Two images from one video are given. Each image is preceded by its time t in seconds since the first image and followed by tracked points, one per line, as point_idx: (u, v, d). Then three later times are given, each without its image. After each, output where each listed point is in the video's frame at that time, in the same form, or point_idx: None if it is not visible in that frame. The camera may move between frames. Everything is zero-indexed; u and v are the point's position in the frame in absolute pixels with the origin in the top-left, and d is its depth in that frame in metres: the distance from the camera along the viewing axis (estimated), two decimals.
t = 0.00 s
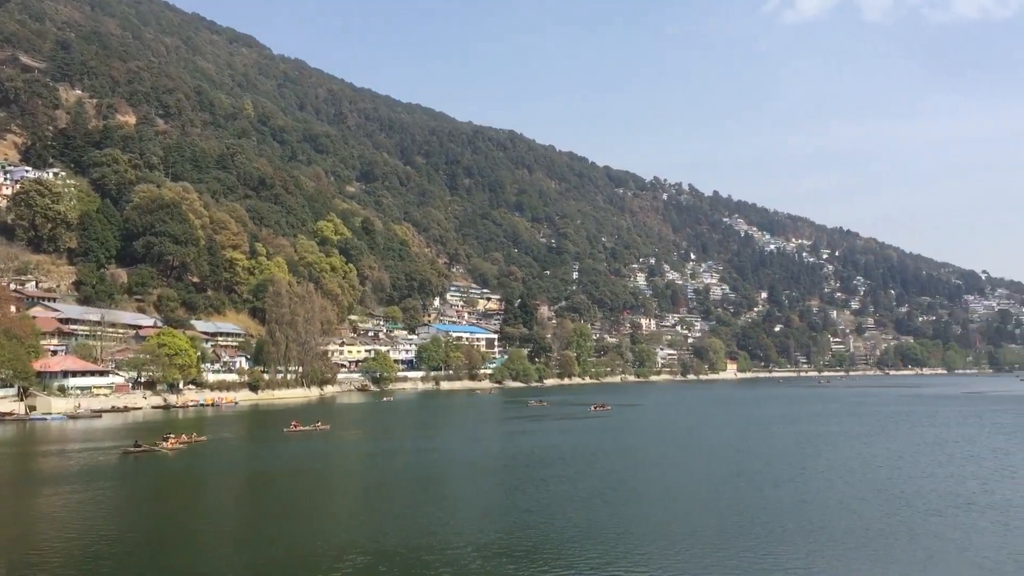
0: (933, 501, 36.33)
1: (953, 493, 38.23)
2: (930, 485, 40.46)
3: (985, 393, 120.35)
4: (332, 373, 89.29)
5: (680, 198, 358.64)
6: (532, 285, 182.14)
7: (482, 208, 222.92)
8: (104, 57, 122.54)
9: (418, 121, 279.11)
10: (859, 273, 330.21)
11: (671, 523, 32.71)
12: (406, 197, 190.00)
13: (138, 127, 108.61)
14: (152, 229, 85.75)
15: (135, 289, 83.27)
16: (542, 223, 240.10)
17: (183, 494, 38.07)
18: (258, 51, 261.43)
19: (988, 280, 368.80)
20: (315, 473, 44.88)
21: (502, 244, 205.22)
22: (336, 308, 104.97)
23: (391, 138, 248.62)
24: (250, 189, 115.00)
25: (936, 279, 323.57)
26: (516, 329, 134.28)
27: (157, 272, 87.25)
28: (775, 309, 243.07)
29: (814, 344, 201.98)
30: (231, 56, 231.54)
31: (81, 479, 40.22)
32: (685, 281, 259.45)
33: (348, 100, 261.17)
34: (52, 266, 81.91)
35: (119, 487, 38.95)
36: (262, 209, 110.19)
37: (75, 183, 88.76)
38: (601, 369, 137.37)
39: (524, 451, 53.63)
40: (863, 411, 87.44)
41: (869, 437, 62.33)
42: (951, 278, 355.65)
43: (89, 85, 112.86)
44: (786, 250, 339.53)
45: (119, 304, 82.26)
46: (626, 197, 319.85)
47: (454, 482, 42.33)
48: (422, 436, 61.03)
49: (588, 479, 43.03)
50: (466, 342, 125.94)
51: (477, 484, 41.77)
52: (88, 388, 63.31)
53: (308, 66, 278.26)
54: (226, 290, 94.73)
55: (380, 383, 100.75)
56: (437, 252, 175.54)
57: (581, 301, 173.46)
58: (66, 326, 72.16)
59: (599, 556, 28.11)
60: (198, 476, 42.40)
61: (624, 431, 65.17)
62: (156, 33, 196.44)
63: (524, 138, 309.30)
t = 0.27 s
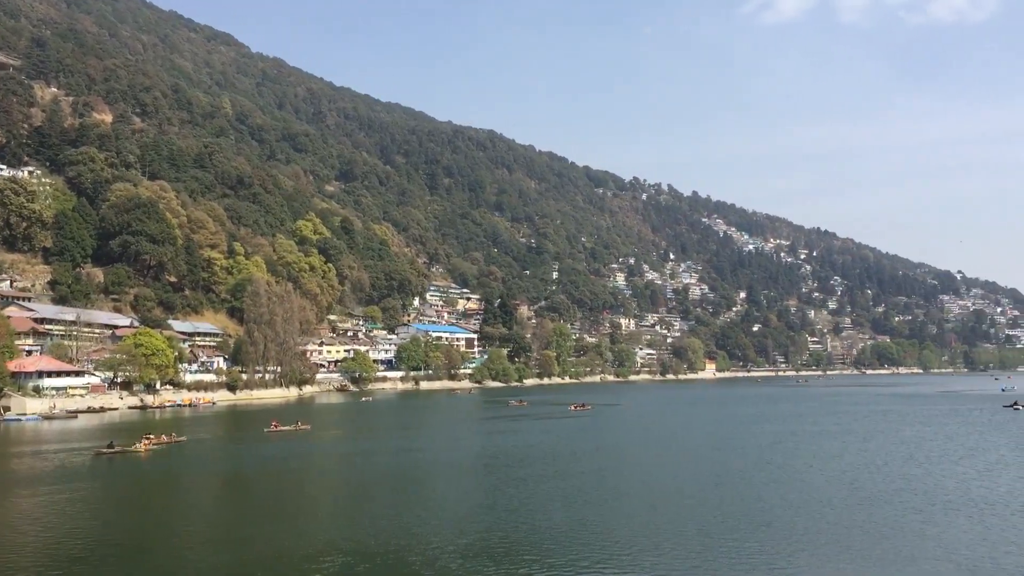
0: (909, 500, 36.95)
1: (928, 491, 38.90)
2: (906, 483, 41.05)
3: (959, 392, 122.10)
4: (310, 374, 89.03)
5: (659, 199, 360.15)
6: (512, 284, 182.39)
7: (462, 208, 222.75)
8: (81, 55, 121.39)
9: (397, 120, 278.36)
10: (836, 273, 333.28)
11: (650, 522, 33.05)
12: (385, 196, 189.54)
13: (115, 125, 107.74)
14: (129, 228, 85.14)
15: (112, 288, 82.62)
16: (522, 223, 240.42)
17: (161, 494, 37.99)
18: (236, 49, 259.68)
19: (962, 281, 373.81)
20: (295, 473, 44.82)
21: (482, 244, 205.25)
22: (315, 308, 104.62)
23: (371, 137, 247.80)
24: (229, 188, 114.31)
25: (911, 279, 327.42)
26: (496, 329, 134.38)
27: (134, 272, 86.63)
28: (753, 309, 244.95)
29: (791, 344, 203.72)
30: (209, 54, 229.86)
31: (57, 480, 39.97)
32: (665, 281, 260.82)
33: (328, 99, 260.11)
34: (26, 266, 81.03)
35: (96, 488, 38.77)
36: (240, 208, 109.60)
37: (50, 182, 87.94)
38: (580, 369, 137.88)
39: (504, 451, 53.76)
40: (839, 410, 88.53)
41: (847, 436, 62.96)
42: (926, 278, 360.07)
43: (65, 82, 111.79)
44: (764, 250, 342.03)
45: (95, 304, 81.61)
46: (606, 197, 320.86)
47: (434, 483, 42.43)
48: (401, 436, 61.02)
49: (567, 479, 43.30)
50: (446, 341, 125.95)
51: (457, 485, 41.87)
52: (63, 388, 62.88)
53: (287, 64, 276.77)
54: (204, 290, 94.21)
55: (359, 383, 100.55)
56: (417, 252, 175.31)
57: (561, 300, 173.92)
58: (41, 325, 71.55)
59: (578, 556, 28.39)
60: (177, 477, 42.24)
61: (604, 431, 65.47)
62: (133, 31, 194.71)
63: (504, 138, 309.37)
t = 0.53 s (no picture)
0: (886, 498, 37.39)
1: (905, 489, 39.36)
2: (884, 482, 41.55)
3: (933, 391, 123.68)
4: (289, 373, 88.71)
5: (638, 199, 361.38)
6: (491, 284, 182.57)
7: (441, 208, 222.43)
8: (56, 52, 120.08)
9: (377, 119, 277.36)
10: (813, 273, 336.31)
11: (630, 522, 33.30)
12: (364, 196, 188.85)
13: (90, 123, 106.74)
14: (105, 227, 84.41)
15: (87, 288, 81.88)
16: (501, 223, 240.63)
17: (139, 495, 37.80)
18: (214, 47, 257.75)
19: (937, 281, 378.38)
20: (272, 473, 44.74)
21: (461, 244, 205.13)
22: (293, 307, 104.25)
23: (350, 137, 246.73)
24: (206, 186, 113.49)
25: (887, 279, 330.97)
26: (475, 329, 134.52)
27: (109, 271, 85.94)
28: (731, 309, 246.76)
29: (769, 343, 205.38)
30: (186, 52, 228.08)
31: (32, 481, 39.70)
32: (644, 281, 262.09)
33: (307, 97, 258.93)
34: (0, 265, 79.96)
35: (74, 489, 38.50)
36: (217, 207, 108.88)
37: (25, 180, 87.07)
38: (559, 369, 138.31)
39: (482, 450, 53.95)
40: (817, 409, 89.35)
41: (825, 435, 63.53)
42: (902, 279, 364.17)
43: (39, 79, 110.58)
44: (742, 250, 344.31)
45: (70, 303, 80.90)
46: (585, 197, 321.70)
47: (412, 482, 42.50)
48: (380, 435, 61.00)
49: (547, 479, 43.51)
50: (425, 341, 125.91)
51: (435, 484, 41.95)
52: (38, 388, 62.39)
53: (265, 62, 275.07)
54: (181, 289, 93.62)
55: (337, 383, 100.30)
56: (396, 252, 174.98)
57: (540, 300, 174.32)
58: (14, 325, 70.91)
59: (558, 555, 28.56)
60: (154, 477, 42.07)
61: (583, 431, 65.70)
62: (109, 28, 192.81)
63: (484, 138, 309.27)
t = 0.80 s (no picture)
0: (864, 498, 37.78)
1: (881, 489, 39.78)
2: (859, 482, 42.10)
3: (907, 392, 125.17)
4: (266, 373, 88.39)
5: (617, 200, 362.68)
6: (470, 285, 182.76)
7: (420, 208, 222.15)
8: (30, 49, 118.86)
9: (355, 119, 276.37)
10: (790, 274, 339.40)
11: (608, 522, 33.62)
12: (343, 196, 188.14)
13: (65, 121, 105.77)
14: (80, 226, 83.72)
15: (62, 287, 81.14)
16: (480, 223, 240.85)
17: (116, 496, 37.66)
18: (191, 45, 255.84)
19: (912, 282, 382.90)
20: (250, 474, 44.73)
21: (440, 244, 205.03)
22: (271, 307, 103.85)
23: (328, 136, 245.72)
24: (183, 185, 112.73)
25: (862, 281, 334.46)
26: (454, 329, 134.68)
27: (84, 270, 85.23)
28: (709, 310, 248.59)
29: (746, 344, 207.13)
30: (163, 50, 226.32)
31: (8, 482, 39.46)
32: (622, 281, 263.37)
33: (285, 97, 257.69)
34: None
35: (50, 490, 38.28)
36: (194, 206, 108.20)
37: None
38: (538, 369, 138.74)
39: (461, 451, 54.17)
40: (793, 409, 90.19)
41: (802, 435, 64.22)
42: (877, 280, 368.12)
43: (13, 76, 109.41)
44: (720, 251, 346.57)
45: (44, 303, 80.14)
46: (564, 198, 322.54)
47: (391, 483, 42.68)
48: (359, 436, 61.04)
49: (524, 479, 43.84)
50: (404, 341, 125.86)
51: (414, 484, 42.15)
52: (11, 389, 61.79)
53: (243, 61, 273.43)
54: (157, 289, 92.99)
55: (315, 383, 100.06)
56: (375, 252, 174.72)
57: (519, 301, 174.73)
58: None
59: (535, 555, 28.83)
60: (131, 478, 41.94)
61: (562, 431, 66.04)
62: (85, 25, 190.96)
63: (463, 138, 309.23)
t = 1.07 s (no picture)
0: (837, 497, 38.36)
1: (854, 489, 40.41)
2: (832, 481, 42.74)
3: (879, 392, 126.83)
4: (241, 373, 87.98)
5: (593, 200, 363.88)
6: (447, 285, 182.79)
7: (397, 207, 221.62)
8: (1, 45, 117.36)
9: (332, 117, 275.06)
10: (765, 275, 342.39)
11: (581, 521, 33.99)
12: (319, 195, 187.33)
13: (37, 118, 104.59)
14: (52, 224, 82.81)
15: (33, 286, 80.20)
16: (457, 223, 240.83)
17: (87, 497, 37.55)
18: (166, 42, 253.51)
19: (885, 283, 387.76)
20: (225, 475, 44.68)
21: (417, 244, 204.66)
22: (246, 306, 103.32)
23: (304, 135, 244.42)
24: (157, 184, 111.74)
25: (836, 282, 338.18)
26: (430, 329, 134.74)
27: (56, 269, 84.35)
28: (685, 310, 250.29)
29: (721, 344, 208.84)
30: (137, 47, 224.15)
31: None
32: (598, 282, 264.54)
33: (261, 95, 256.02)
34: None
35: (21, 491, 38.08)
36: (168, 204, 107.33)
37: None
38: (514, 369, 139.12)
39: (436, 451, 54.34)
40: (767, 409, 91.18)
41: (776, 435, 65.02)
42: (851, 281, 372.45)
43: None
44: (695, 252, 348.85)
45: (15, 302, 79.19)
46: (541, 198, 323.16)
47: (366, 483, 42.84)
48: (334, 436, 61.04)
49: (500, 478, 44.23)
50: (380, 341, 125.72)
51: (389, 485, 42.33)
52: None
53: (218, 58, 271.32)
54: (131, 288, 92.20)
55: (291, 383, 99.72)
56: (351, 251, 174.27)
57: (496, 301, 175.00)
58: None
59: (510, 554, 29.15)
60: (104, 479, 41.75)
61: (538, 431, 66.42)
62: (57, 20, 188.67)
63: (440, 138, 308.87)
